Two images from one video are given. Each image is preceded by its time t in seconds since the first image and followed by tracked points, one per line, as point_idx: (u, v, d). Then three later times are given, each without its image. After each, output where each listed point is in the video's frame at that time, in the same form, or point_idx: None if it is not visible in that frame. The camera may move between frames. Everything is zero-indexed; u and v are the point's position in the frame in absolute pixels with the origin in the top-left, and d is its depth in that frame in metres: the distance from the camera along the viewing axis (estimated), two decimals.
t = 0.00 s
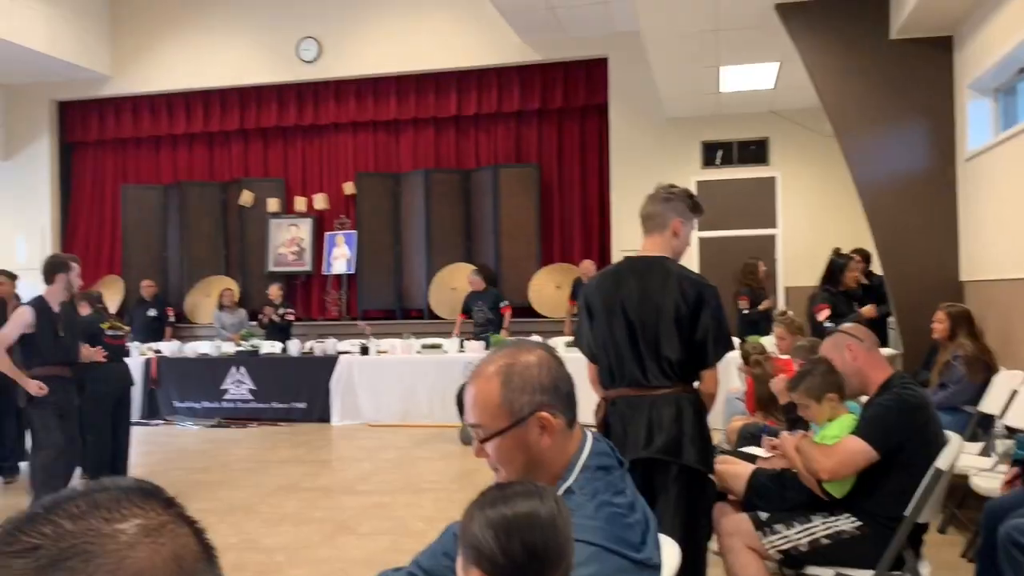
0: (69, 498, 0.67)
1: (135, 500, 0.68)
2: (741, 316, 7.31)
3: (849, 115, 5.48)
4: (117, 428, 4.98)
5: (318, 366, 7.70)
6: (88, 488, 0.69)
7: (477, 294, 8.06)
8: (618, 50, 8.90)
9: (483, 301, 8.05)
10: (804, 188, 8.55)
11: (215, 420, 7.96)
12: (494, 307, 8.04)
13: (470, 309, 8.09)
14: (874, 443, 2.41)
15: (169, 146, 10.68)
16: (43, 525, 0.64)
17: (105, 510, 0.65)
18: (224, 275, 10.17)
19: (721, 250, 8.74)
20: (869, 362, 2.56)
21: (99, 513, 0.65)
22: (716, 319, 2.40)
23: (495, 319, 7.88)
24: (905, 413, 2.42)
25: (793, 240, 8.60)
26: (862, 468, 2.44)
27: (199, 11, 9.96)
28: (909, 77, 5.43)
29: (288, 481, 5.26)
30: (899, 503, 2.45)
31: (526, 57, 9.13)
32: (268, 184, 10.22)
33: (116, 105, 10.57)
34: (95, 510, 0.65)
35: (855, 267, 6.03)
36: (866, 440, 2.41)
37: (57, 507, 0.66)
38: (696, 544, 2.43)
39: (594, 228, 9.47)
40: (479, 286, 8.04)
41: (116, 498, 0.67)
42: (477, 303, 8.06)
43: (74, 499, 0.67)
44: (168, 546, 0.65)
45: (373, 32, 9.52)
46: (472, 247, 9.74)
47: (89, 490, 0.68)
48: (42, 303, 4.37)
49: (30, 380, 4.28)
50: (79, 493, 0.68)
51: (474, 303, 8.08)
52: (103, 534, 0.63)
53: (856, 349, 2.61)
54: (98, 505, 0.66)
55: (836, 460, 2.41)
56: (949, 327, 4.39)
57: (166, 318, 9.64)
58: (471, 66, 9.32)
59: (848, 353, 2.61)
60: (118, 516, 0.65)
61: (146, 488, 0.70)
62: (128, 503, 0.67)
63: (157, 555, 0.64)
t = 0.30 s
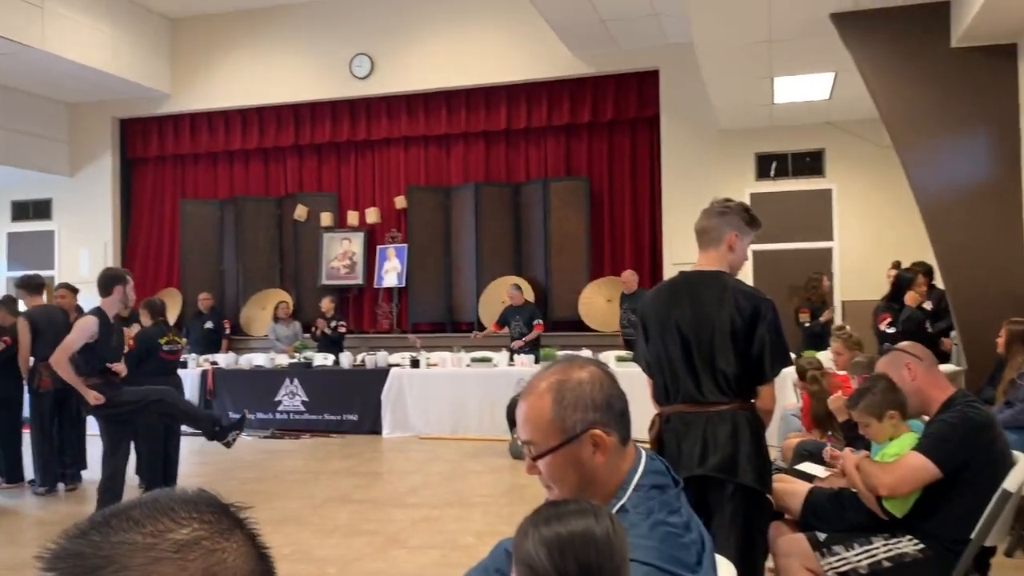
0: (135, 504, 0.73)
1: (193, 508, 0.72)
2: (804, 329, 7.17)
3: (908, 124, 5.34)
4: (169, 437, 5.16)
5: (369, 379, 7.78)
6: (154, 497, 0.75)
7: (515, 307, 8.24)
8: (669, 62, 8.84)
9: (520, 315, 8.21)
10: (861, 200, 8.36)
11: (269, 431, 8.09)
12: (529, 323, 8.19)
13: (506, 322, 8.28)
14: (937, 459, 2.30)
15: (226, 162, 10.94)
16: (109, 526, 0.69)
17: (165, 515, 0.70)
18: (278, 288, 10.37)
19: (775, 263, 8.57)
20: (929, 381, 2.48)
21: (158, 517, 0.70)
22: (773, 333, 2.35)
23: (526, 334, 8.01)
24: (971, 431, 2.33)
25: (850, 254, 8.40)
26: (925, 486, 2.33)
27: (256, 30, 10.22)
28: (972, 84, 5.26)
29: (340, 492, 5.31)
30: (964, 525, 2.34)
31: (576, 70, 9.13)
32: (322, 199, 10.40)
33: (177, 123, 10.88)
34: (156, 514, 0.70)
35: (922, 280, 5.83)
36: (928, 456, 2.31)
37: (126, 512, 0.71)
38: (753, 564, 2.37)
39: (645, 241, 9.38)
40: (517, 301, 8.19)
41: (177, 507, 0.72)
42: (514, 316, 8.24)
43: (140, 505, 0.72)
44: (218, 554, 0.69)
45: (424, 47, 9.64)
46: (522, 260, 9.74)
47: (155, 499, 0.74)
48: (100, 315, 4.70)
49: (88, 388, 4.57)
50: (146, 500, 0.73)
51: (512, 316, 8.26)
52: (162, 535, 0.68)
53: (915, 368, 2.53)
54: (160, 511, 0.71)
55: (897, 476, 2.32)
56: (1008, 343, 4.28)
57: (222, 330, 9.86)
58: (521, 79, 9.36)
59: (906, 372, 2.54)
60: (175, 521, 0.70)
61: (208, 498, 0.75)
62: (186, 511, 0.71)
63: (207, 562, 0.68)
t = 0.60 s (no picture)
0: (182, 505, 0.74)
1: (237, 509, 0.73)
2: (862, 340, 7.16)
3: (954, 128, 5.22)
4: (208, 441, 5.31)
5: (407, 384, 7.83)
6: (200, 497, 0.76)
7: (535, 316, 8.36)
8: (708, 68, 8.77)
9: (540, 323, 8.32)
10: (906, 206, 8.20)
11: (308, 434, 8.18)
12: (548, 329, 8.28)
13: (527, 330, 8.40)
14: (986, 471, 2.23)
15: (267, 169, 11.11)
16: (156, 525, 0.71)
17: (209, 515, 0.71)
18: (317, 293, 10.50)
19: (817, 269, 8.44)
20: (976, 393, 2.43)
21: (201, 518, 0.71)
22: (817, 340, 2.30)
23: (544, 341, 8.13)
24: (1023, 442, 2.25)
25: (894, 261, 8.24)
26: (974, 499, 2.27)
27: (297, 39, 10.37)
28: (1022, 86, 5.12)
29: (378, 496, 5.34)
30: (1014, 540, 2.25)
31: (614, 76, 9.10)
32: (360, 205, 10.51)
33: (219, 131, 11.08)
34: (199, 514, 0.72)
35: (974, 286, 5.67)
36: (977, 468, 2.24)
37: (175, 511, 0.73)
38: None
39: (684, 248, 9.31)
40: (536, 309, 8.29)
41: (221, 507, 0.73)
42: (535, 324, 8.35)
43: (187, 505, 0.74)
44: (258, 556, 0.69)
45: (462, 55, 9.69)
46: (559, 266, 9.73)
47: (200, 500, 0.75)
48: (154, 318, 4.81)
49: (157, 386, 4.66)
50: (191, 501, 0.75)
51: (533, 324, 8.37)
52: (204, 536, 0.69)
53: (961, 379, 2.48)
54: (203, 511, 0.72)
55: (944, 488, 2.27)
56: None
57: (262, 334, 10.01)
58: (558, 86, 9.37)
59: (953, 383, 2.49)
60: (218, 522, 0.71)
61: (252, 499, 0.76)
62: (229, 511, 0.72)
63: (248, 561, 0.68)
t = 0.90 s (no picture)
0: (232, 504, 0.75)
1: (287, 512, 0.74)
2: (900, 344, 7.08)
3: (993, 129, 5.09)
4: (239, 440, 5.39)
5: (434, 384, 7.86)
6: (249, 498, 0.77)
7: (552, 318, 8.36)
8: (739, 69, 8.70)
9: (557, 326, 8.33)
10: (940, 210, 8.08)
11: (336, 433, 8.24)
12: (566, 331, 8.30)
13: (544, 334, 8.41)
14: None
15: (298, 171, 11.23)
16: (207, 523, 0.72)
17: (259, 517, 0.72)
18: (345, 293, 10.58)
19: (849, 273, 8.33)
20: (1015, 399, 2.43)
21: (251, 520, 0.72)
22: (849, 344, 2.28)
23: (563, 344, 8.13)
24: None
25: (928, 265, 8.12)
26: (1013, 507, 2.23)
27: (328, 41, 10.47)
28: None
29: (405, 496, 5.37)
30: None
31: (644, 78, 9.07)
32: (389, 207, 10.58)
33: (250, 132, 11.21)
34: (249, 516, 0.72)
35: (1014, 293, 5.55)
36: (1014, 477, 2.21)
37: (225, 511, 0.73)
38: None
39: (713, 251, 9.25)
40: (553, 313, 8.29)
41: (271, 510, 0.74)
42: (552, 328, 8.36)
43: (236, 505, 0.75)
44: (305, 562, 0.70)
45: (491, 56, 9.71)
46: (587, 268, 9.72)
47: (250, 501, 0.76)
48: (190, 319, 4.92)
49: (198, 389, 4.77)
50: (241, 502, 0.76)
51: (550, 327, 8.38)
52: (254, 539, 0.69)
53: (1000, 385, 2.48)
54: (254, 513, 0.73)
55: (980, 499, 2.23)
56: None
57: (292, 334, 10.10)
58: (587, 87, 9.35)
59: (991, 389, 2.48)
60: (268, 525, 0.71)
61: (300, 502, 0.77)
62: (279, 515, 0.73)
63: (296, 567, 0.69)
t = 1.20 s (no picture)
0: (287, 494, 0.76)
1: (342, 504, 0.75)
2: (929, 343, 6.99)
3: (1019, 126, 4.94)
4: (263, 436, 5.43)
5: (456, 382, 7.88)
6: (303, 488, 0.78)
7: (578, 318, 8.33)
8: (764, 66, 8.63)
9: (583, 325, 8.32)
10: (969, 209, 7.96)
11: (359, 431, 8.28)
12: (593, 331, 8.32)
13: (568, 332, 8.38)
14: None
15: (321, 170, 11.30)
16: (264, 511, 0.72)
17: (314, 509, 0.73)
18: (368, 292, 10.63)
19: (875, 273, 8.24)
20: None
21: (306, 510, 0.72)
22: (877, 346, 2.25)
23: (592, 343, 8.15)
24: None
25: (956, 264, 8.01)
26: None
27: (351, 40, 10.51)
28: None
29: (428, 494, 5.38)
30: None
31: (667, 75, 9.02)
32: (411, 205, 10.61)
33: (274, 131, 11.29)
34: (305, 506, 0.73)
35: None
36: None
37: (281, 500, 0.74)
38: None
39: (737, 250, 9.19)
40: (581, 311, 8.30)
41: (326, 501, 0.74)
42: (578, 326, 8.35)
43: (291, 495, 0.75)
44: (361, 556, 0.70)
45: (514, 55, 9.70)
46: (610, 267, 9.69)
47: (304, 490, 0.77)
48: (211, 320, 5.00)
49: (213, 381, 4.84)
50: (297, 492, 0.76)
51: (575, 326, 8.37)
52: (311, 529, 0.70)
53: None
54: (310, 504, 0.73)
55: (1014, 508, 2.25)
56: None
57: (315, 331, 10.17)
58: (610, 85, 9.32)
59: None
60: (324, 516, 0.72)
61: (353, 495, 0.78)
62: (334, 507, 0.74)
63: (352, 559, 0.69)
